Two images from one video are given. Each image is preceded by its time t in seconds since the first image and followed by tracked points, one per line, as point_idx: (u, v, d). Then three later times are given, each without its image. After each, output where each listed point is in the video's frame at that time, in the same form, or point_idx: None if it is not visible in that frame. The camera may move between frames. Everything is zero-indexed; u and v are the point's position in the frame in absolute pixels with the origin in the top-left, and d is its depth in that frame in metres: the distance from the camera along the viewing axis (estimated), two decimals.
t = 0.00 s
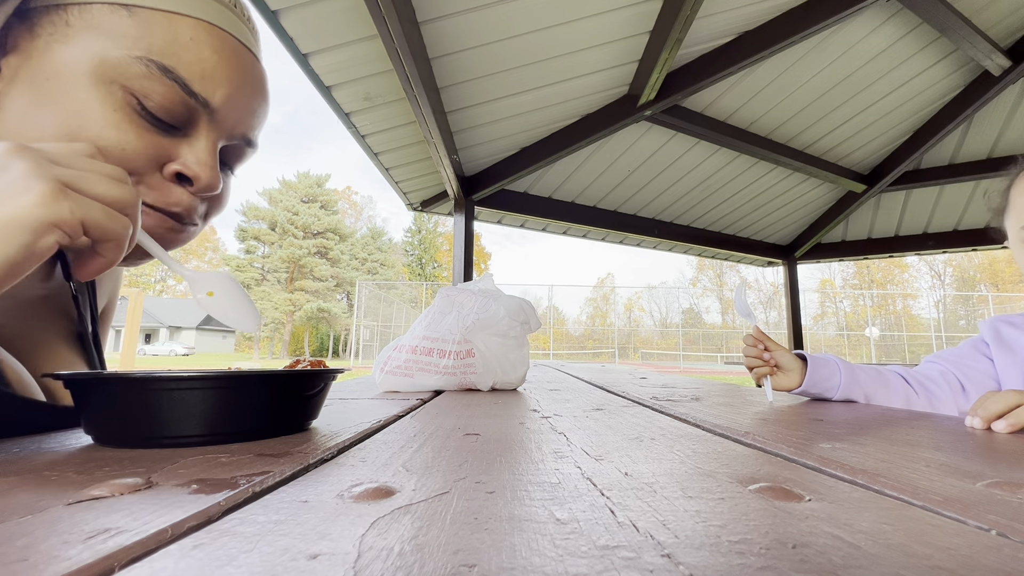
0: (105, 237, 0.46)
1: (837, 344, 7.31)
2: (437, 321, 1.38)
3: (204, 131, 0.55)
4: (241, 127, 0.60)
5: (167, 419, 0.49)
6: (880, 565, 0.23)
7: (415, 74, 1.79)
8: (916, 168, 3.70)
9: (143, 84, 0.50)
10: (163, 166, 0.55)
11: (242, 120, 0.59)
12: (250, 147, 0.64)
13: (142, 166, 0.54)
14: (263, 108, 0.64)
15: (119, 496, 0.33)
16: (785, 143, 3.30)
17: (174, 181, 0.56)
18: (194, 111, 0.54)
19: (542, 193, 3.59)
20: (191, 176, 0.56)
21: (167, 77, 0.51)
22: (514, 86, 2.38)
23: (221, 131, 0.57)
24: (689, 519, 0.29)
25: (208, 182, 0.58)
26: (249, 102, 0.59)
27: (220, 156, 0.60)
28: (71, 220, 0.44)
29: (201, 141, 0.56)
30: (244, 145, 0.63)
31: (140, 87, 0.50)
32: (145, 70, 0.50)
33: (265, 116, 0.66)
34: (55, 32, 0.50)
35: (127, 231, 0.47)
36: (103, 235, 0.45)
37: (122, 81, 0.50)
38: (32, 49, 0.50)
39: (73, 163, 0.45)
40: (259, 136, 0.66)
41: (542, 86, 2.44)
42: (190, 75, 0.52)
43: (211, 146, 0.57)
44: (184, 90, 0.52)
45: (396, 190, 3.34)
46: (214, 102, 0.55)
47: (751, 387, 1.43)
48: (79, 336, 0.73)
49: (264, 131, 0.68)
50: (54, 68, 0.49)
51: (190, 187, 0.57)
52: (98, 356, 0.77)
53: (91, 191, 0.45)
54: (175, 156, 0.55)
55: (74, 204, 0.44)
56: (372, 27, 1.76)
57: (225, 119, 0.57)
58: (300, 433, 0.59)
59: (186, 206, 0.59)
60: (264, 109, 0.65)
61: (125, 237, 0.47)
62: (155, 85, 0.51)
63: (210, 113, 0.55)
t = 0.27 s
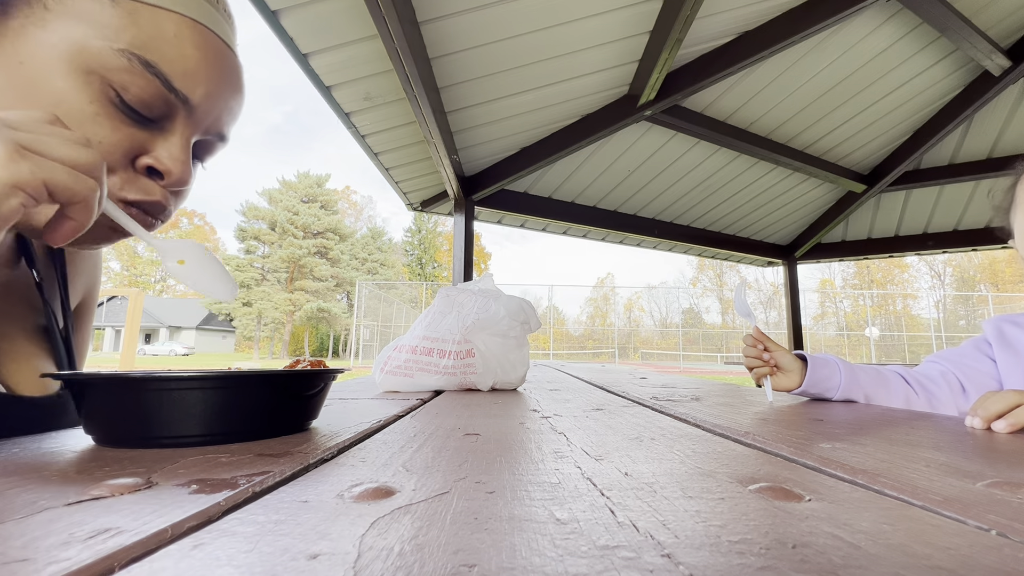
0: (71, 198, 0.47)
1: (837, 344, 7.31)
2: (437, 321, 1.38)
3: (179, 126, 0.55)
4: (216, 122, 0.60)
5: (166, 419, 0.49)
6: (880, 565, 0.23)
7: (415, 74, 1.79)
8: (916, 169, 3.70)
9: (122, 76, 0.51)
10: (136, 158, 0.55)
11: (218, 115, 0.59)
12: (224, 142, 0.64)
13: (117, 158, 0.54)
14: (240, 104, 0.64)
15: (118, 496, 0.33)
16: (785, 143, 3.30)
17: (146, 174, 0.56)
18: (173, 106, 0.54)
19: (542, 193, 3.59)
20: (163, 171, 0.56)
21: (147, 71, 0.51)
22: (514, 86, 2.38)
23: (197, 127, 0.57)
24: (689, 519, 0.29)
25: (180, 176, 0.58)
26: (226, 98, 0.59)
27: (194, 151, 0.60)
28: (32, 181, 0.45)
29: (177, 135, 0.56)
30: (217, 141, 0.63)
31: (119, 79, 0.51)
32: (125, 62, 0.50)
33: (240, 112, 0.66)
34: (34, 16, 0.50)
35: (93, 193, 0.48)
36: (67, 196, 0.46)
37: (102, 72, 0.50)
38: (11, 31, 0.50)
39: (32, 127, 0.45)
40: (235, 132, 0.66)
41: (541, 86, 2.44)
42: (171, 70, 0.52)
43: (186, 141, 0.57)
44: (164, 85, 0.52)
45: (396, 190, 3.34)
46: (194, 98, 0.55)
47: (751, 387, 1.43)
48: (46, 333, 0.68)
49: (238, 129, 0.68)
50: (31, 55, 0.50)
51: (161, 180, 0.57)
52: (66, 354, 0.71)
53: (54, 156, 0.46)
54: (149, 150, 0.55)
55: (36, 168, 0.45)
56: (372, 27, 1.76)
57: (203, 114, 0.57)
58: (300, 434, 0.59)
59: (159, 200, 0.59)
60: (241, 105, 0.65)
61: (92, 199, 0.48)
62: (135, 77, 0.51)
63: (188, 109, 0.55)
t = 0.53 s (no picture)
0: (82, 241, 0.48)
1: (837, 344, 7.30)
2: (437, 320, 1.38)
3: (150, 103, 0.56)
4: (184, 99, 0.60)
5: (166, 419, 0.49)
6: (880, 565, 0.23)
7: (414, 74, 1.79)
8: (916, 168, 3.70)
9: (91, 50, 0.51)
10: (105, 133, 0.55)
11: (187, 92, 0.60)
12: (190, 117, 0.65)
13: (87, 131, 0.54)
14: (208, 81, 0.64)
15: (118, 496, 0.33)
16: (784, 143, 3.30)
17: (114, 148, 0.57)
18: (143, 83, 0.54)
19: (542, 192, 3.59)
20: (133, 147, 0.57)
21: (119, 47, 0.51)
22: (514, 86, 2.38)
23: (167, 103, 0.58)
24: (690, 519, 0.29)
25: (151, 153, 0.59)
26: (195, 75, 0.59)
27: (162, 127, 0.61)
28: (44, 220, 0.45)
29: (146, 111, 0.57)
30: (184, 117, 0.64)
31: (88, 53, 0.51)
32: (95, 38, 0.50)
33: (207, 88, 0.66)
34: None
35: (105, 235, 0.48)
36: (78, 237, 0.47)
37: (72, 47, 0.50)
38: None
39: (59, 167, 0.47)
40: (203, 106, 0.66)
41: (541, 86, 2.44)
42: (142, 47, 0.52)
43: (155, 118, 0.58)
44: (134, 61, 0.52)
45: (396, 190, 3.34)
46: (164, 76, 0.55)
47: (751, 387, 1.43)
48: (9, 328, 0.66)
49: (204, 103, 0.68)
50: None
51: (131, 156, 0.58)
52: (31, 350, 0.70)
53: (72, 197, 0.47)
54: (119, 127, 0.55)
55: (52, 207, 0.46)
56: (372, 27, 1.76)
57: (174, 91, 0.57)
58: (300, 433, 0.59)
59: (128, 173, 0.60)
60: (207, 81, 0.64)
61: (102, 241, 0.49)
62: (105, 52, 0.51)
63: (160, 87, 0.56)
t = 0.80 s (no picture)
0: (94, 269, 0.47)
1: (838, 345, 7.30)
2: (437, 320, 1.38)
3: (115, 73, 0.58)
4: (149, 71, 0.62)
5: (167, 419, 0.49)
6: (881, 565, 0.23)
7: (415, 74, 1.79)
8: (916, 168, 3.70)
9: (52, 21, 0.52)
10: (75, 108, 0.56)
11: (152, 64, 0.62)
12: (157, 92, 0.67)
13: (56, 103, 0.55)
14: (170, 57, 0.66)
15: (117, 496, 0.33)
16: (785, 143, 3.30)
17: (85, 123, 0.57)
18: (106, 51, 0.56)
19: (541, 192, 3.59)
20: (104, 120, 0.58)
21: (79, 16, 0.53)
22: (514, 86, 2.38)
23: (133, 74, 0.60)
24: (690, 519, 0.29)
25: (121, 126, 0.60)
26: (156, 46, 0.62)
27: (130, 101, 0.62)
28: (55, 244, 0.45)
29: (113, 82, 0.58)
30: (151, 92, 0.65)
31: (49, 24, 0.52)
32: (55, 7, 0.52)
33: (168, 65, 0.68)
34: None
35: (115, 260, 0.48)
36: (90, 260, 0.47)
37: (30, 17, 0.51)
38: None
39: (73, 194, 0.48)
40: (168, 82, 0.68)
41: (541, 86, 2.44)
42: (102, 15, 0.54)
43: (122, 90, 0.59)
44: (95, 30, 0.54)
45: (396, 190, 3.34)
46: (126, 46, 0.57)
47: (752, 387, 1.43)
48: None
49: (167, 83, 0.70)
50: None
51: (103, 129, 0.59)
52: (10, 340, 0.72)
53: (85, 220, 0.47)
54: (88, 97, 0.56)
55: (64, 231, 0.45)
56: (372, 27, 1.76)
57: (138, 62, 0.59)
58: (300, 433, 0.59)
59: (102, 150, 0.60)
60: (169, 58, 0.67)
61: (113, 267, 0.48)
62: (65, 21, 0.53)
63: (123, 56, 0.57)
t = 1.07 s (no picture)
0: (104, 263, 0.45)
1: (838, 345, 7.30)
2: (437, 321, 1.38)
3: (110, 65, 0.59)
4: (144, 63, 0.64)
5: (167, 419, 0.49)
6: (880, 565, 0.23)
7: (415, 74, 1.79)
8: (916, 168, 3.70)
9: (45, 12, 0.53)
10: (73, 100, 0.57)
11: (146, 56, 0.63)
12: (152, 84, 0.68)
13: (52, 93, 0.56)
14: (163, 50, 0.67)
15: (117, 496, 0.33)
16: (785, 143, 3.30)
17: (84, 114, 0.59)
18: (101, 43, 0.57)
19: (541, 192, 3.59)
20: (102, 111, 0.59)
21: (73, 8, 0.54)
22: (514, 86, 2.38)
23: (128, 66, 0.61)
24: (690, 519, 0.29)
25: (120, 117, 0.61)
26: (150, 38, 0.63)
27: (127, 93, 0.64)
28: (57, 241, 0.43)
29: (109, 73, 0.59)
30: (147, 84, 0.67)
31: (41, 15, 0.53)
32: None
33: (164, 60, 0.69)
34: None
35: (122, 257, 0.45)
36: (94, 258, 0.44)
37: (23, 9, 0.53)
38: None
39: (87, 173, 0.44)
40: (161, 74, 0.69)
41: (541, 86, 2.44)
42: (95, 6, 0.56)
43: (118, 82, 0.60)
44: (88, 21, 0.56)
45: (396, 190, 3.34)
46: (122, 37, 0.59)
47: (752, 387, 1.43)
48: None
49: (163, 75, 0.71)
50: None
51: (101, 120, 0.60)
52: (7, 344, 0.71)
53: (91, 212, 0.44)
54: (85, 89, 0.58)
55: (67, 226, 0.43)
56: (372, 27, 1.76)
57: (133, 52, 0.61)
58: (300, 433, 0.59)
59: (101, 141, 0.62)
60: (164, 52, 0.69)
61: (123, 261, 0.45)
62: (59, 13, 0.54)
63: (118, 45, 0.59)
